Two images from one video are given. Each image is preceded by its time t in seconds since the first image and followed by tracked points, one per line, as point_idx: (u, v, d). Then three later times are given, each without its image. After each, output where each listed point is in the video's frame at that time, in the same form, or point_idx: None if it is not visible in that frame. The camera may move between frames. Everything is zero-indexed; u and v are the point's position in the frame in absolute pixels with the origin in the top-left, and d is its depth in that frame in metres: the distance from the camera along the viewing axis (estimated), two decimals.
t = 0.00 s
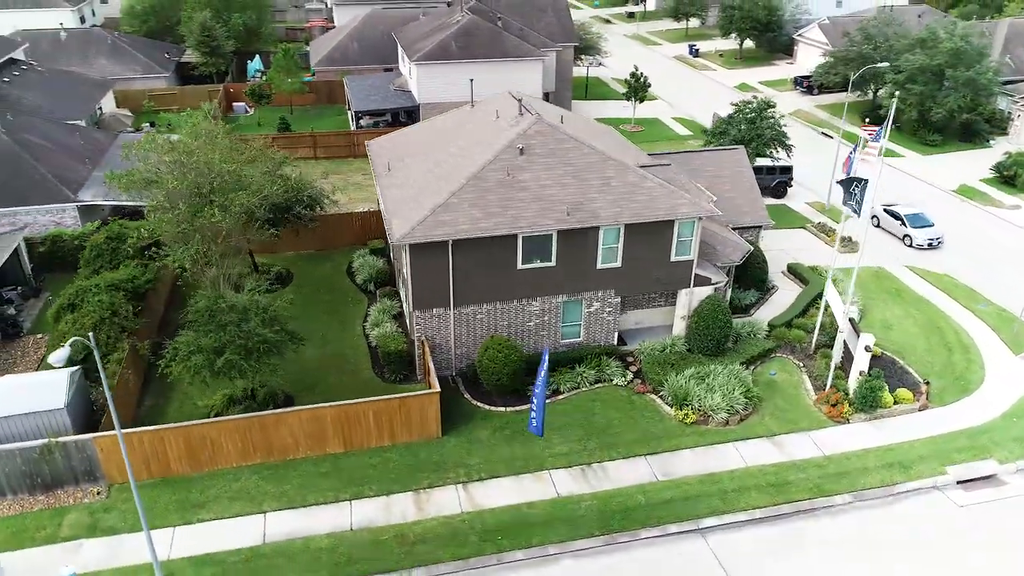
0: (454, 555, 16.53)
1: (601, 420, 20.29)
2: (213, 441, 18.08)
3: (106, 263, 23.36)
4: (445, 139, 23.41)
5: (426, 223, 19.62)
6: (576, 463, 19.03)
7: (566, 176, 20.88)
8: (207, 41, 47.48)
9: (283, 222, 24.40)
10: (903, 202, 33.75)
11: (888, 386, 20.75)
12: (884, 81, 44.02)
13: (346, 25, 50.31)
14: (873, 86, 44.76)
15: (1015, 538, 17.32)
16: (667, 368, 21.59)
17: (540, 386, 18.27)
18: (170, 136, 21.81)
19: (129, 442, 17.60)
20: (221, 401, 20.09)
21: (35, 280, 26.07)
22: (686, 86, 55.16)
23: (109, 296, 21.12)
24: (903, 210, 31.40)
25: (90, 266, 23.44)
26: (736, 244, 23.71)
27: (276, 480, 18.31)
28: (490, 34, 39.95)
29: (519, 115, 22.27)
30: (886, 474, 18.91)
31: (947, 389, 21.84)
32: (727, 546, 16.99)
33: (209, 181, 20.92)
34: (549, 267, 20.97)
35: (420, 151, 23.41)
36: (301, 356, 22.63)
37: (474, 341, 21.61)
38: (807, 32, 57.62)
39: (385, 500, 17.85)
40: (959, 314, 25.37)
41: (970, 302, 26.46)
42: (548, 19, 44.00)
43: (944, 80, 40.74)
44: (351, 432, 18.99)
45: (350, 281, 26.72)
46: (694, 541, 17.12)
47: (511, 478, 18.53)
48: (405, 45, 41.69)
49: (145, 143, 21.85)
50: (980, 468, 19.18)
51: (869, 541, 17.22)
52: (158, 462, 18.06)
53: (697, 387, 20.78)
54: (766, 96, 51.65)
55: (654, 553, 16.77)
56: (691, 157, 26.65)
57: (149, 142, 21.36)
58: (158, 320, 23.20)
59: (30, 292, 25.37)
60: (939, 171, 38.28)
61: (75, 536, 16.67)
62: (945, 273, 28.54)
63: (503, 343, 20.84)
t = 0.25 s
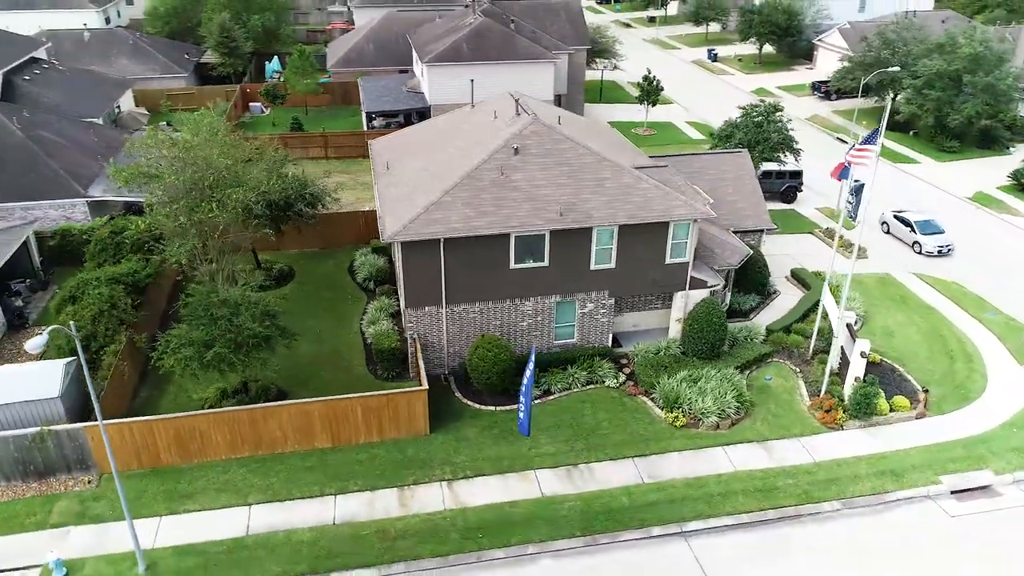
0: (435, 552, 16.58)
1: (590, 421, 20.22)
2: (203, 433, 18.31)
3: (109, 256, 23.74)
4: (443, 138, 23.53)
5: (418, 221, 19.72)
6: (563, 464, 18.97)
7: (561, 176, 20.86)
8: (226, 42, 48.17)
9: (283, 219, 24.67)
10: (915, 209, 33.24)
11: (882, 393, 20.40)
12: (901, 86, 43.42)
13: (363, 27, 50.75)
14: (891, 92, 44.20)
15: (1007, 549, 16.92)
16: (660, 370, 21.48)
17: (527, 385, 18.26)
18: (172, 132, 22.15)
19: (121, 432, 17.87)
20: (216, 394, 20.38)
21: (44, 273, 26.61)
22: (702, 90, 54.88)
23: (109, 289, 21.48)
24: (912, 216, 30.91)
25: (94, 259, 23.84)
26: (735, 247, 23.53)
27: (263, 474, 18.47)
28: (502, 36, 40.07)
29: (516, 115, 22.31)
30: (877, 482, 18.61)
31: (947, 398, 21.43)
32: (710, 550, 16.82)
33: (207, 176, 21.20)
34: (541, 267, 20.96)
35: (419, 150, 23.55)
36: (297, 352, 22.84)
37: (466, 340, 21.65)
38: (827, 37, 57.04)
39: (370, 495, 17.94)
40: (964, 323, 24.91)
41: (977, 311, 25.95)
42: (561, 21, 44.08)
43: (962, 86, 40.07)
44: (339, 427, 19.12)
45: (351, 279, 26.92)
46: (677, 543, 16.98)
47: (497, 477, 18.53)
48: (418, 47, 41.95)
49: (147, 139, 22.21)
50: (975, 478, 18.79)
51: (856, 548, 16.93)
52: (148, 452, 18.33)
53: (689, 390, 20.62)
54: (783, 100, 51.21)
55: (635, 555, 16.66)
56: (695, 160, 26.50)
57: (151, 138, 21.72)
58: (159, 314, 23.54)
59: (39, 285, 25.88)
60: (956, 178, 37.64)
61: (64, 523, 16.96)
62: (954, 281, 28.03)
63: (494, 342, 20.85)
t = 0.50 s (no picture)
0: (415, 548, 16.60)
1: (580, 422, 20.17)
2: (193, 426, 18.55)
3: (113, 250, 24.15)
4: (443, 138, 23.64)
5: (411, 219, 19.83)
6: (550, 464, 18.93)
7: (555, 177, 20.85)
8: (245, 44, 48.86)
9: (285, 217, 24.93)
10: (927, 216, 32.73)
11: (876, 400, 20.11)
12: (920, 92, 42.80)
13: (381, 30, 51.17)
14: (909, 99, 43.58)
15: (999, 561, 16.53)
16: (652, 373, 21.36)
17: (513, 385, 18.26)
18: (173, 129, 22.53)
19: (113, 422, 18.16)
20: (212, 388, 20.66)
21: (55, 267, 27.26)
22: (720, 95, 54.53)
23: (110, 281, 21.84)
24: (923, 224, 30.44)
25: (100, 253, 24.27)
26: (733, 251, 23.36)
27: (251, 467, 18.67)
28: (514, 39, 40.16)
29: (514, 116, 22.36)
30: (868, 490, 18.31)
31: (946, 407, 21.03)
32: (693, 554, 16.64)
33: (206, 172, 21.50)
34: (535, 267, 20.95)
35: (418, 150, 23.69)
36: (295, 349, 23.05)
37: (460, 339, 21.71)
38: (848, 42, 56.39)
39: (355, 491, 18.04)
40: (969, 332, 24.47)
41: (985, 320, 25.45)
42: (575, 25, 44.08)
43: (981, 92, 39.37)
44: (329, 423, 19.26)
45: (352, 278, 27.16)
46: (659, 547, 16.82)
47: (482, 476, 18.53)
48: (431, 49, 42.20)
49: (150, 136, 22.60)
50: (970, 489, 18.41)
51: (842, 556, 16.66)
52: (140, 443, 18.61)
53: (681, 394, 20.48)
54: (801, 106, 50.72)
55: (616, 557, 16.54)
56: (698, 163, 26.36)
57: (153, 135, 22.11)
58: (161, 308, 23.90)
59: (48, 279, 26.53)
60: (973, 185, 36.98)
61: (55, 510, 17.28)
62: (962, 289, 27.52)
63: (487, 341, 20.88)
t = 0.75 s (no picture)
0: (396, 543, 16.66)
1: (570, 423, 20.13)
2: (185, 418, 18.81)
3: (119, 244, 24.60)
4: (443, 138, 23.76)
5: (404, 218, 19.95)
6: (537, 464, 18.90)
7: (550, 177, 20.86)
8: (264, 45, 49.50)
9: (286, 214, 25.21)
10: (940, 223, 32.19)
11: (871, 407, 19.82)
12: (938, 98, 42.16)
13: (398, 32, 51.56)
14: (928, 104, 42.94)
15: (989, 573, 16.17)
16: (645, 376, 21.24)
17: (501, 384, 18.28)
18: (176, 126, 22.95)
19: (106, 413, 18.47)
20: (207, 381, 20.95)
21: (65, 261, 27.85)
22: (737, 100, 54.16)
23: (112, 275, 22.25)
24: (934, 230, 29.93)
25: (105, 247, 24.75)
26: (731, 255, 23.19)
27: (241, 459, 18.89)
28: (527, 41, 40.23)
29: (512, 117, 22.42)
30: (858, 498, 18.02)
31: (944, 416, 20.64)
32: (675, 557, 16.50)
33: (205, 169, 21.83)
34: (528, 267, 20.96)
35: (418, 150, 23.84)
36: (292, 345, 23.29)
37: (453, 338, 21.77)
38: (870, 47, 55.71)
39: (341, 486, 18.16)
40: (975, 341, 24.01)
41: (993, 328, 24.95)
42: (590, 28, 44.08)
43: (1001, 98, 38.66)
44: (319, 419, 19.42)
45: (354, 276, 27.39)
46: (641, 549, 16.70)
47: (468, 474, 18.55)
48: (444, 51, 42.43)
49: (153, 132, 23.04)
50: (964, 499, 18.04)
51: (828, 564, 16.41)
52: (133, 434, 18.92)
53: (672, 397, 20.36)
54: (819, 111, 50.17)
55: (597, 558, 16.45)
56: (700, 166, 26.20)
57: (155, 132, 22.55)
58: (164, 302, 24.30)
59: (58, 272, 27.12)
60: (990, 193, 36.30)
61: (48, 497, 17.62)
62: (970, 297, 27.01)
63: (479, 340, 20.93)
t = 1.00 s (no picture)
0: (378, 539, 16.73)
1: (559, 424, 20.11)
2: (177, 411, 19.09)
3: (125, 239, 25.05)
4: (443, 138, 23.89)
5: (398, 216, 20.07)
6: (524, 464, 18.88)
7: (545, 177, 20.88)
8: (283, 47, 50.12)
9: (289, 212, 25.50)
10: (953, 230, 31.64)
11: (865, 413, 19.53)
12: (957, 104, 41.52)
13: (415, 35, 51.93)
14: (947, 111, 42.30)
15: None
16: (638, 378, 21.14)
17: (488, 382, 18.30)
18: (179, 124, 23.35)
19: (101, 403, 18.80)
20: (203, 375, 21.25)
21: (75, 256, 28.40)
22: (755, 105, 53.74)
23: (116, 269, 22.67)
24: (945, 238, 29.43)
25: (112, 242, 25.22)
26: (729, 259, 23.04)
27: (231, 452, 19.10)
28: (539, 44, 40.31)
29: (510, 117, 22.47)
30: (848, 506, 17.74)
31: (943, 426, 20.26)
32: (657, 560, 16.35)
33: (207, 166, 22.18)
34: (522, 267, 20.97)
35: (418, 150, 23.99)
36: (289, 341, 23.55)
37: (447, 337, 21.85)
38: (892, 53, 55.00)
39: (328, 481, 18.28)
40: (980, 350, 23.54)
41: (1001, 338, 24.45)
42: (604, 32, 44.09)
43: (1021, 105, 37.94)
44: (310, 414, 19.60)
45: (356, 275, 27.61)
46: (624, 551, 16.57)
47: (454, 473, 18.57)
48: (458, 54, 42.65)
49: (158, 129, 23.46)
50: (958, 509, 17.67)
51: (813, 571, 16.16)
52: (127, 426, 19.23)
53: (664, 400, 20.25)
54: (838, 116, 49.61)
55: (579, 558, 16.36)
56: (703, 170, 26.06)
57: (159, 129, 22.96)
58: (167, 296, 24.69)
59: (68, 267, 27.68)
60: (1008, 200, 35.61)
61: (42, 485, 17.96)
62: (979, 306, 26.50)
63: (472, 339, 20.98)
